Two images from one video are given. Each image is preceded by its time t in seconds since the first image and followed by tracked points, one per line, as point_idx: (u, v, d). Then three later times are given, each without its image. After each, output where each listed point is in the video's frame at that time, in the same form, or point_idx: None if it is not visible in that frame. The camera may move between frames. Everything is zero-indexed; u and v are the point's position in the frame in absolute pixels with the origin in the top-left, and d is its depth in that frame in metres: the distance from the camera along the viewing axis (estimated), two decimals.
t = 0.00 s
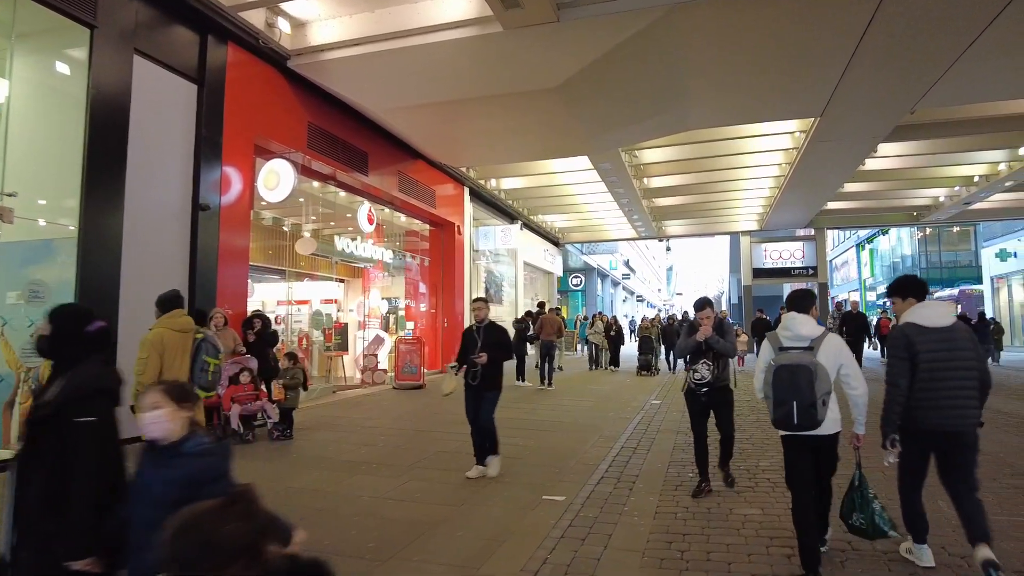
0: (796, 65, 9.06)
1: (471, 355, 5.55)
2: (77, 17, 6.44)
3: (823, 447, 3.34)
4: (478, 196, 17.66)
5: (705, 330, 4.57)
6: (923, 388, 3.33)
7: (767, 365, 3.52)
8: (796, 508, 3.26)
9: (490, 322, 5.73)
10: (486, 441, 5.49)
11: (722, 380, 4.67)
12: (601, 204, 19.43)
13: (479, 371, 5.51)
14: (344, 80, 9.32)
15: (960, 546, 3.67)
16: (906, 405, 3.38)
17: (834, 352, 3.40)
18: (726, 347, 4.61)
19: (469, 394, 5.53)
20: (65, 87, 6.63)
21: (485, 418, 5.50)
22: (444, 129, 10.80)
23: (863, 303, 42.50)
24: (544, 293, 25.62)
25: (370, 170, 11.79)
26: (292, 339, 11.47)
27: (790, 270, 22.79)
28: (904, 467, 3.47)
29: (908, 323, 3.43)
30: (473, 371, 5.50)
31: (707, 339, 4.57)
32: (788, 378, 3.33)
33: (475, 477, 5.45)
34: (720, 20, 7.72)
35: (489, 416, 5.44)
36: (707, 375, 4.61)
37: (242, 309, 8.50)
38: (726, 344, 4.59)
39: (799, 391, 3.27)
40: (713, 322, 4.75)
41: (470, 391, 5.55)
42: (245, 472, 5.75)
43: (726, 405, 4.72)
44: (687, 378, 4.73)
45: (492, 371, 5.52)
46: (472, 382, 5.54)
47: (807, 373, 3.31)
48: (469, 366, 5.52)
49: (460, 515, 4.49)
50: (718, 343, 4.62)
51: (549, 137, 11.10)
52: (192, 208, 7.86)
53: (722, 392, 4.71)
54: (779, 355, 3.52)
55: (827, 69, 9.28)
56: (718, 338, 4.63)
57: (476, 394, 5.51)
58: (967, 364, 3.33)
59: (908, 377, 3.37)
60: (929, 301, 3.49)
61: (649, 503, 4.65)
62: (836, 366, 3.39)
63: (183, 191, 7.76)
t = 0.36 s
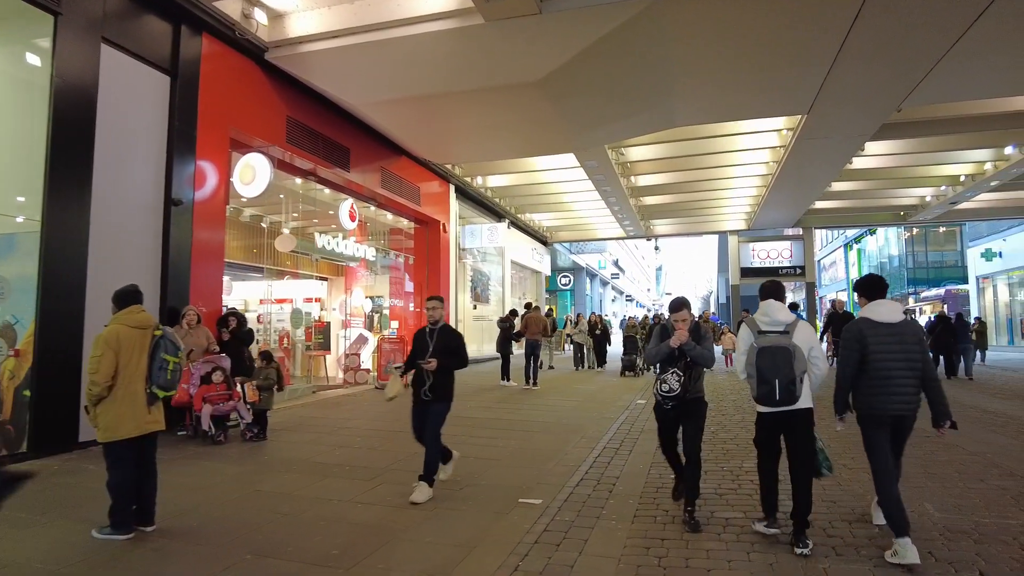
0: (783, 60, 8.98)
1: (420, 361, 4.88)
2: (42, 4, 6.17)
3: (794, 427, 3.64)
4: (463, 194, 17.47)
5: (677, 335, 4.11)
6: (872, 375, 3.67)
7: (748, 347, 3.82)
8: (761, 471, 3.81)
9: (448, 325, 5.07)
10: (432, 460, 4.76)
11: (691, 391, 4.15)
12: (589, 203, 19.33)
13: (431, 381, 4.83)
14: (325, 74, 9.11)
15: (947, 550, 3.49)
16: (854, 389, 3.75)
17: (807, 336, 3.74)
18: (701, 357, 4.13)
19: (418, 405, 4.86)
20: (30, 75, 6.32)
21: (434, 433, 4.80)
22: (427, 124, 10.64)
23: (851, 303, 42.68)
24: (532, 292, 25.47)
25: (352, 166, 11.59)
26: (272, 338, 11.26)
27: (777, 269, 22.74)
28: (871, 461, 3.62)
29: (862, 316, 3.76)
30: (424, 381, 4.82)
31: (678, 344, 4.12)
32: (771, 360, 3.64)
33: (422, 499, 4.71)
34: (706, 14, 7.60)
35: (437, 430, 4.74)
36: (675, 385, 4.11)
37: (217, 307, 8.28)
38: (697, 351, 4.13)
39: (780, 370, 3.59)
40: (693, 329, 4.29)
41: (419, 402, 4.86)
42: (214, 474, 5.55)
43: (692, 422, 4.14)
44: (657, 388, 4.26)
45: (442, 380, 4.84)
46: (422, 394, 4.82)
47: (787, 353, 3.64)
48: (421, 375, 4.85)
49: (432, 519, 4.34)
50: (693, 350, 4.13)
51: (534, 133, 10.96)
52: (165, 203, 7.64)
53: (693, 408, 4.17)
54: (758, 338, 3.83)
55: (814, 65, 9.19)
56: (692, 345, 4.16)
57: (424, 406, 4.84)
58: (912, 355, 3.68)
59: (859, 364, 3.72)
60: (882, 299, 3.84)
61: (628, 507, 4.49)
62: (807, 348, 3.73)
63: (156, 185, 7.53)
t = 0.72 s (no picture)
0: (771, 57, 8.82)
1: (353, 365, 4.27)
2: None
3: (762, 420, 3.93)
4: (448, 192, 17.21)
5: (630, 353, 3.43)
6: (839, 362, 3.98)
7: (720, 349, 4.06)
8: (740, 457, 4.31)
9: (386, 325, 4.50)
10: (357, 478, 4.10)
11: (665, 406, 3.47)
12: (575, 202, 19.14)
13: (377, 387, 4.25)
14: (303, 66, 8.83)
15: (943, 567, 3.26)
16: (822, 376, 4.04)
17: (774, 338, 3.99)
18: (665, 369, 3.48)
19: (357, 418, 4.22)
20: None
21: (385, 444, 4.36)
22: (409, 119, 10.39)
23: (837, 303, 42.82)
24: (518, 291, 25.27)
25: (331, 161, 11.31)
26: (249, 338, 11.02)
27: (764, 269, 22.66)
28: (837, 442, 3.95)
29: (830, 309, 4.06)
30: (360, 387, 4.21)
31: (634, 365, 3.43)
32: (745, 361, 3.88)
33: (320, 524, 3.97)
34: (692, 7, 7.41)
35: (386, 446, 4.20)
36: (648, 405, 3.41)
37: (188, 306, 7.99)
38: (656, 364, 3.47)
39: (752, 370, 3.85)
40: (651, 336, 3.60)
41: (358, 413, 4.21)
42: (175, 481, 5.28)
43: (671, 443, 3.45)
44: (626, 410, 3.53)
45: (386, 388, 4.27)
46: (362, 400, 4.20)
47: (757, 355, 3.90)
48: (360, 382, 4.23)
49: (401, 532, 4.11)
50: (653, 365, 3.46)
51: (519, 129, 10.74)
52: (133, 197, 7.34)
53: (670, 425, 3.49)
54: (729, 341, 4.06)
55: (802, 62, 9.05)
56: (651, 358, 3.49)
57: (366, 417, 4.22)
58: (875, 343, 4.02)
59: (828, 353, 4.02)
60: (847, 295, 4.17)
61: (607, 518, 4.29)
62: (775, 349, 3.99)
63: (124, 179, 7.23)
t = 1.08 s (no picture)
0: (751, 53, 8.74)
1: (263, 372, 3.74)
2: None
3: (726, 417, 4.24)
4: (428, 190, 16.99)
5: (589, 375, 2.75)
6: (788, 360, 4.47)
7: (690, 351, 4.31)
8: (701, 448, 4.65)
9: (300, 322, 3.91)
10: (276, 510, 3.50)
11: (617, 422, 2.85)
12: (556, 201, 19.01)
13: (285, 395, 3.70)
14: (274, 59, 8.58)
15: None
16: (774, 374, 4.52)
17: (740, 343, 4.30)
18: (623, 383, 2.81)
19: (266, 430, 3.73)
20: None
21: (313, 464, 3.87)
22: (385, 114, 10.18)
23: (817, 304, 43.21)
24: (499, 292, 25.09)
25: (305, 158, 11.07)
26: (222, 338, 10.79)
27: (744, 270, 22.69)
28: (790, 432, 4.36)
29: (779, 316, 4.58)
30: (268, 396, 3.69)
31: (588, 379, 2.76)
32: (716, 362, 4.12)
33: (270, 552, 3.69)
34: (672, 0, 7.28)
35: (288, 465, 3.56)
36: (593, 419, 2.76)
37: (152, 305, 7.72)
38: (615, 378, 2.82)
39: (721, 372, 4.11)
40: (598, 336, 2.92)
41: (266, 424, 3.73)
42: (130, 489, 5.05)
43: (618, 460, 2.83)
44: (564, 422, 2.86)
45: (301, 398, 3.71)
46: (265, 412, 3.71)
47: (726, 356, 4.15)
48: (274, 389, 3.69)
49: (364, 543, 3.93)
50: (611, 379, 2.80)
51: (497, 125, 10.57)
52: (93, 191, 7.03)
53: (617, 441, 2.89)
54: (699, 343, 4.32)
55: (781, 59, 8.98)
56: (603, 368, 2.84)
57: (271, 429, 3.70)
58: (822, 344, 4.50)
59: (779, 353, 4.51)
60: (794, 303, 4.69)
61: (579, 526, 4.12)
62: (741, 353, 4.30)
63: (83, 173, 6.93)
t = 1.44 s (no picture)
0: (729, 51, 8.62)
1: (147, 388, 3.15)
2: None
3: (688, 407, 4.50)
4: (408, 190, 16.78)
5: (505, 398, 2.16)
6: (742, 361, 4.57)
7: (652, 350, 4.64)
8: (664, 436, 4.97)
9: (193, 332, 3.33)
10: (180, 534, 3.09)
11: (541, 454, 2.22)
12: (538, 202, 18.88)
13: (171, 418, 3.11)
14: (242, 52, 8.35)
15: None
16: (728, 373, 4.62)
17: (697, 340, 4.63)
18: (548, 407, 2.19)
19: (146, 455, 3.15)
20: None
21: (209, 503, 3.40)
22: (359, 110, 9.97)
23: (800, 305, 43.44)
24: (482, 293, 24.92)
25: (278, 156, 10.83)
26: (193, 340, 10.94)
27: (726, 270, 22.68)
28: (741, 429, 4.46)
29: (736, 319, 4.68)
30: (145, 421, 3.09)
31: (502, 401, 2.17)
32: (676, 357, 4.42)
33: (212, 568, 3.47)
34: None
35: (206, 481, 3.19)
36: (505, 450, 2.13)
37: (114, 306, 7.47)
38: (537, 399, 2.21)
39: (681, 366, 4.42)
40: (519, 342, 2.33)
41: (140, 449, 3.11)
42: (77, 498, 4.82)
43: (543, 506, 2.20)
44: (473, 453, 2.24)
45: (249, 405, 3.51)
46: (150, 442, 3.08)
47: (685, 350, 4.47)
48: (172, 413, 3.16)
49: (315, 555, 3.74)
50: (531, 400, 2.19)
51: (473, 122, 10.40)
52: (50, 188, 6.77)
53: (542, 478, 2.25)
54: (660, 342, 4.66)
55: (759, 57, 8.88)
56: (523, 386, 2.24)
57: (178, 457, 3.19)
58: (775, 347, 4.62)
59: (733, 354, 4.60)
60: (752, 307, 4.79)
61: (544, 535, 3.98)
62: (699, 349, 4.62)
63: (38, 169, 6.66)
